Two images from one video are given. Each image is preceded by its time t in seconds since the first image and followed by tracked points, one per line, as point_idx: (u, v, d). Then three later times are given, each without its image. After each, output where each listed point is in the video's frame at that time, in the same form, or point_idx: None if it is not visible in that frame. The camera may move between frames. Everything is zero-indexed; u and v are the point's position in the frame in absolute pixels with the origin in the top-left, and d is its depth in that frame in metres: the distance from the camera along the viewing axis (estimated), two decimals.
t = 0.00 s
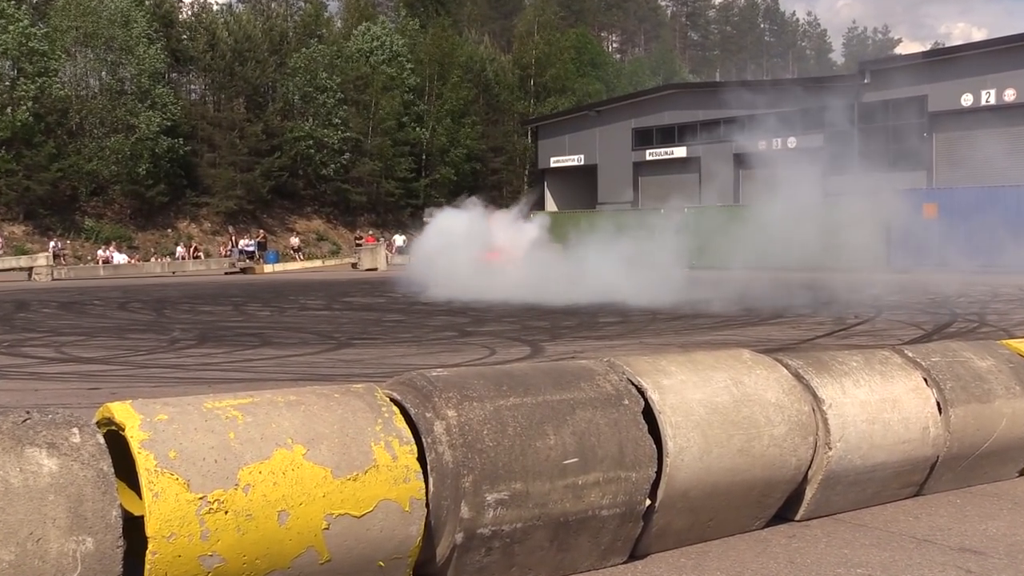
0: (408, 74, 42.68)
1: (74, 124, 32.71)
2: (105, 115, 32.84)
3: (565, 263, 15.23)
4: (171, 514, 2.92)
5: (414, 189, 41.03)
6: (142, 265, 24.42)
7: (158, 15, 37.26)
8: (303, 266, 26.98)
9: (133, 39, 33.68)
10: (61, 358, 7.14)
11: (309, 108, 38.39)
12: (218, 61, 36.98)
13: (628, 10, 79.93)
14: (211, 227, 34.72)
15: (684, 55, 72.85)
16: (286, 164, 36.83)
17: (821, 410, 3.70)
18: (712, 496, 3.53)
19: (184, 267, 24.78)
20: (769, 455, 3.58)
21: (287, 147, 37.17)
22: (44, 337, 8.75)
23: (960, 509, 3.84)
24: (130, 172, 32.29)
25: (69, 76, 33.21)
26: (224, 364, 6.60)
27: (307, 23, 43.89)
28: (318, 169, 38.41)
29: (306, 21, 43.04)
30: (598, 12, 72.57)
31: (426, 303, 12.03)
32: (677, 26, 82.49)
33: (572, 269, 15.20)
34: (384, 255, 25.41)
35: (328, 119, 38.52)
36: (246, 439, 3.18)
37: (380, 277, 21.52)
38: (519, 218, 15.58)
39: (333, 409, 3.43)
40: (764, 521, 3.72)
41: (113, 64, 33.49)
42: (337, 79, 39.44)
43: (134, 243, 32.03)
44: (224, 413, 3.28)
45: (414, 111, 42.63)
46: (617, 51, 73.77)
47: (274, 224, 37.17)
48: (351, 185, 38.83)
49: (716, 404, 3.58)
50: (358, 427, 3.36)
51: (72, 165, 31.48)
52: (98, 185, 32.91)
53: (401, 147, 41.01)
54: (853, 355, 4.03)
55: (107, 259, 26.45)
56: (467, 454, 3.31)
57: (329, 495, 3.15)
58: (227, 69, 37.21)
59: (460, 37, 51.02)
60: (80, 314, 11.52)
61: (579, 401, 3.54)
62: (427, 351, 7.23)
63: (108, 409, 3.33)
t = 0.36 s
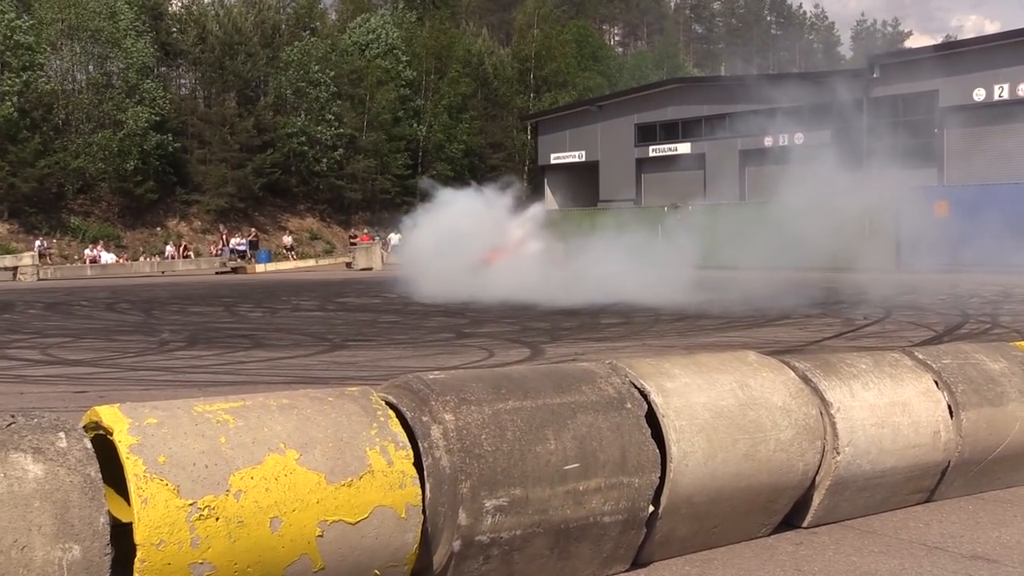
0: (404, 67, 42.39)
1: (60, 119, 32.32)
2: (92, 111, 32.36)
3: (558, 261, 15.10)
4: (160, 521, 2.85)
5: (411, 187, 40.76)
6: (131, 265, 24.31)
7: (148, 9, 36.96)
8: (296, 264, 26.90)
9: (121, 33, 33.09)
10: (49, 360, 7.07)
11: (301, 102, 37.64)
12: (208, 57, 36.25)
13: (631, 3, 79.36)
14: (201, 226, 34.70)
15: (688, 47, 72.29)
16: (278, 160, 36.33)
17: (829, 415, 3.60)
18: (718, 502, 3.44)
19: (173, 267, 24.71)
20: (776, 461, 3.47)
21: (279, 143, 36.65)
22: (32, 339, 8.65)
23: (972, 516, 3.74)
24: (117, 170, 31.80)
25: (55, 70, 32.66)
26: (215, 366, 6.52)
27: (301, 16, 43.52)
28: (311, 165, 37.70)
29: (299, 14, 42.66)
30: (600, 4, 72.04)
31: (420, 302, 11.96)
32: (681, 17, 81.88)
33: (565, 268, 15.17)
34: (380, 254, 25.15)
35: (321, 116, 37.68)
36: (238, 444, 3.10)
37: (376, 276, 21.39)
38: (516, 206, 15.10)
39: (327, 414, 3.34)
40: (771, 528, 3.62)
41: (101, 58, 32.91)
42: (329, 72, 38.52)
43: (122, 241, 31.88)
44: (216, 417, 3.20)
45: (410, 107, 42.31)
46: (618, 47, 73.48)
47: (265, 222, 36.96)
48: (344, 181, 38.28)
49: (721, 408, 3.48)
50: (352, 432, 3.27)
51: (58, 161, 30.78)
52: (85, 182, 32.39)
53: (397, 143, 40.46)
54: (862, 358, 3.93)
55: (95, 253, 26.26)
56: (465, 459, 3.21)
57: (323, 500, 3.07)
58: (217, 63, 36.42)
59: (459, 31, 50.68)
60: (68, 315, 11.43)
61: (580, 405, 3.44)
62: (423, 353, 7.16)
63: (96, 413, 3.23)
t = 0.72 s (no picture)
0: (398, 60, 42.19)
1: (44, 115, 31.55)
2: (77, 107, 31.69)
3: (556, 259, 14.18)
4: (149, 528, 2.77)
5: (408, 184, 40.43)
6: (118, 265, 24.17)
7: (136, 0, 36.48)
8: (288, 263, 26.57)
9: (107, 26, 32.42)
10: (32, 362, 6.96)
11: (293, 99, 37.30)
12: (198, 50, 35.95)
13: None
14: (191, 224, 34.24)
15: (693, 41, 71.74)
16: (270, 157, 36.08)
17: (839, 421, 3.51)
18: (724, 509, 3.34)
19: (160, 266, 24.55)
20: (785, 464, 3.37)
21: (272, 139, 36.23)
22: (18, 341, 8.55)
23: (986, 523, 3.64)
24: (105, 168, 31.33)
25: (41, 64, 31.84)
26: (205, 369, 6.43)
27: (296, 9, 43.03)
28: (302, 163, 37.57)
29: (292, 5, 41.62)
30: None
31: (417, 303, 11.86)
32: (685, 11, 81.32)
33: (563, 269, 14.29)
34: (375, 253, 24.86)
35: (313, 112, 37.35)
36: (230, 449, 3.02)
37: (371, 275, 21.25)
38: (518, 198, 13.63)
39: (322, 417, 3.25)
40: (778, 535, 3.52)
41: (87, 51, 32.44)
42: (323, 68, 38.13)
43: (110, 240, 31.28)
44: (207, 422, 3.11)
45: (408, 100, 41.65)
46: (624, 40, 72.67)
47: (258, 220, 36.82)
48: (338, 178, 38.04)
49: (727, 412, 3.38)
50: (347, 436, 3.20)
51: (45, 158, 30.42)
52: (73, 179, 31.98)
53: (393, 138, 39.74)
54: (872, 360, 3.83)
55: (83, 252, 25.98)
56: (464, 465, 3.11)
57: (316, 507, 3.00)
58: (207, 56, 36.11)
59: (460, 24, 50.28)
60: (55, 316, 11.31)
61: (582, 409, 3.34)
62: (419, 354, 7.06)
63: (85, 417, 3.12)
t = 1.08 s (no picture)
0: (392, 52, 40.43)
1: (28, 110, 31.12)
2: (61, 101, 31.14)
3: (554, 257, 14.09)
4: (136, 537, 2.68)
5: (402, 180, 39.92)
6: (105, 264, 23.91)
7: None
8: (280, 262, 26.20)
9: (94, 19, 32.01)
10: (17, 365, 6.84)
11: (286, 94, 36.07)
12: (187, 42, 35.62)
13: None
14: (181, 223, 33.41)
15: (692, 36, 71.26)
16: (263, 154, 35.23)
17: (848, 425, 3.41)
18: (730, 517, 3.23)
19: (148, 266, 24.37)
20: (793, 471, 3.27)
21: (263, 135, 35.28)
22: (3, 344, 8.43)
23: (1001, 531, 3.54)
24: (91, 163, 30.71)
25: (25, 58, 31.36)
26: (195, 371, 6.33)
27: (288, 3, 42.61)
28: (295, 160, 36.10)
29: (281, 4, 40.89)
30: None
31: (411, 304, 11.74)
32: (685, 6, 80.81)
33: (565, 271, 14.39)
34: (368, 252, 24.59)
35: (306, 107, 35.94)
36: (220, 455, 2.92)
37: (365, 274, 21.08)
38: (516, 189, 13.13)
39: (314, 422, 3.15)
40: (785, 543, 3.41)
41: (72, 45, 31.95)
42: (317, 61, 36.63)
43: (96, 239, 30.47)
44: (196, 426, 3.01)
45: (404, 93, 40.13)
46: (627, 34, 71.93)
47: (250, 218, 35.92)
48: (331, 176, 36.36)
49: (732, 416, 3.27)
50: (341, 441, 3.10)
51: (27, 154, 29.95)
52: (58, 176, 31.28)
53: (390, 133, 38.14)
54: (882, 363, 3.73)
55: (70, 250, 25.60)
56: (463, 471, 3.01)
57: (309, 515, 2.91)
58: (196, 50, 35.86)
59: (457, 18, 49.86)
60: (41, 318, 11.16)
61: (583, 412, 3.24)
62: (414, 357, 6.97)
63: (67, 421, 3.00)
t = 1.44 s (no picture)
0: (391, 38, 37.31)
1: (13, 104, 30.63)
2: (48, 95, 30.51)
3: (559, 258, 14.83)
4: (123, 546, 2.58)
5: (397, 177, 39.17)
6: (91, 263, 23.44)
7: None
8: (272, 262, 25.78)
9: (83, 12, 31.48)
10: (2, 369, 6.72)
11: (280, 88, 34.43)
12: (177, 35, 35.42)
13: None
14: (170, 221, 33.30)
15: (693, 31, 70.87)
16: (253, 150, 35.11)
17: (857, 427, 3.31)
18: (736, 523, 3.13)
19: (136, 266, 23.82)
20: (801, 476, 3.17)
21: (255, 131, 34.86)
22: None
23: (1018, 540, 3.43)
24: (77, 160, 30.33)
25: (9, 50, 30.62)
26: (185, 374, 6.22)
27: None
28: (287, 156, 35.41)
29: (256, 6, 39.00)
30: None
31: (406, 305, 11.60)
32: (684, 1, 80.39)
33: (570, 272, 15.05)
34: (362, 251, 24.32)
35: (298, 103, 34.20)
36: (210, 460, 2.82)
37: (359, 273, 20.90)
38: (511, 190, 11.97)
39: (308, 426, 3.06)
40: (794, 551, 3.31)
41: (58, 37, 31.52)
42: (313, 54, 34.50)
43: (84, 238, 30.14)
44: (187, 430, 2.92)
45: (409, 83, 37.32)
46: (631, 28, 71.50)
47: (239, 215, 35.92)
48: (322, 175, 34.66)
49: (739, 420, 3.17)
50: (335, 447, 3.00)
51: (11, 150, 29.26)
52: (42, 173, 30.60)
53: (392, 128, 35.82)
54: (893, 365, 3.63)
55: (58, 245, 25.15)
56: (462, 475, 2.92)
57: (303, 522, 2.81)
58: (186, 43, 35.57)
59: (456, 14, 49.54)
60: (28, 319, 11.01)
61: (585, 417, 3.14)
62: (410, 359, 6.87)
63: (54, 425, 2.90)
